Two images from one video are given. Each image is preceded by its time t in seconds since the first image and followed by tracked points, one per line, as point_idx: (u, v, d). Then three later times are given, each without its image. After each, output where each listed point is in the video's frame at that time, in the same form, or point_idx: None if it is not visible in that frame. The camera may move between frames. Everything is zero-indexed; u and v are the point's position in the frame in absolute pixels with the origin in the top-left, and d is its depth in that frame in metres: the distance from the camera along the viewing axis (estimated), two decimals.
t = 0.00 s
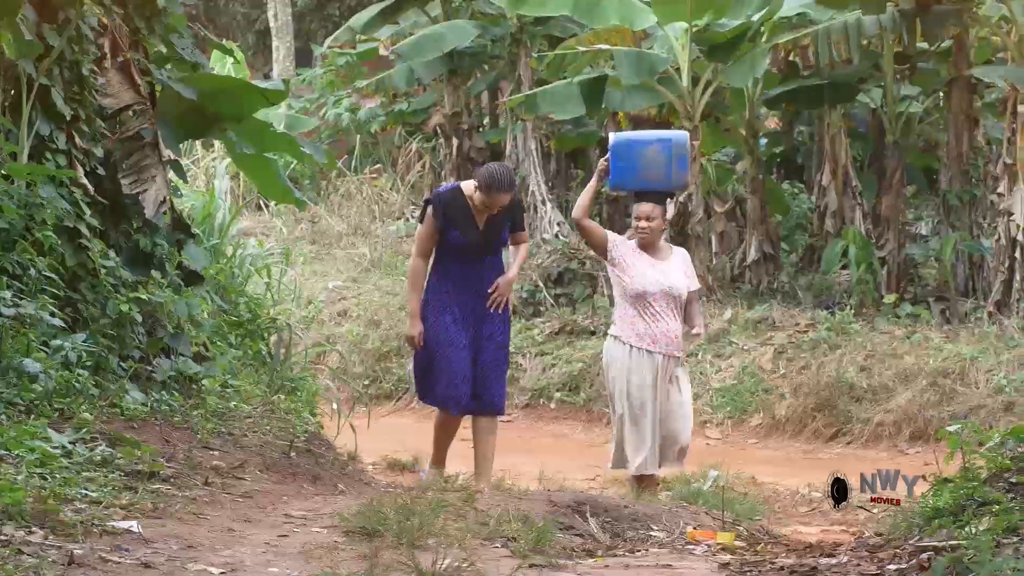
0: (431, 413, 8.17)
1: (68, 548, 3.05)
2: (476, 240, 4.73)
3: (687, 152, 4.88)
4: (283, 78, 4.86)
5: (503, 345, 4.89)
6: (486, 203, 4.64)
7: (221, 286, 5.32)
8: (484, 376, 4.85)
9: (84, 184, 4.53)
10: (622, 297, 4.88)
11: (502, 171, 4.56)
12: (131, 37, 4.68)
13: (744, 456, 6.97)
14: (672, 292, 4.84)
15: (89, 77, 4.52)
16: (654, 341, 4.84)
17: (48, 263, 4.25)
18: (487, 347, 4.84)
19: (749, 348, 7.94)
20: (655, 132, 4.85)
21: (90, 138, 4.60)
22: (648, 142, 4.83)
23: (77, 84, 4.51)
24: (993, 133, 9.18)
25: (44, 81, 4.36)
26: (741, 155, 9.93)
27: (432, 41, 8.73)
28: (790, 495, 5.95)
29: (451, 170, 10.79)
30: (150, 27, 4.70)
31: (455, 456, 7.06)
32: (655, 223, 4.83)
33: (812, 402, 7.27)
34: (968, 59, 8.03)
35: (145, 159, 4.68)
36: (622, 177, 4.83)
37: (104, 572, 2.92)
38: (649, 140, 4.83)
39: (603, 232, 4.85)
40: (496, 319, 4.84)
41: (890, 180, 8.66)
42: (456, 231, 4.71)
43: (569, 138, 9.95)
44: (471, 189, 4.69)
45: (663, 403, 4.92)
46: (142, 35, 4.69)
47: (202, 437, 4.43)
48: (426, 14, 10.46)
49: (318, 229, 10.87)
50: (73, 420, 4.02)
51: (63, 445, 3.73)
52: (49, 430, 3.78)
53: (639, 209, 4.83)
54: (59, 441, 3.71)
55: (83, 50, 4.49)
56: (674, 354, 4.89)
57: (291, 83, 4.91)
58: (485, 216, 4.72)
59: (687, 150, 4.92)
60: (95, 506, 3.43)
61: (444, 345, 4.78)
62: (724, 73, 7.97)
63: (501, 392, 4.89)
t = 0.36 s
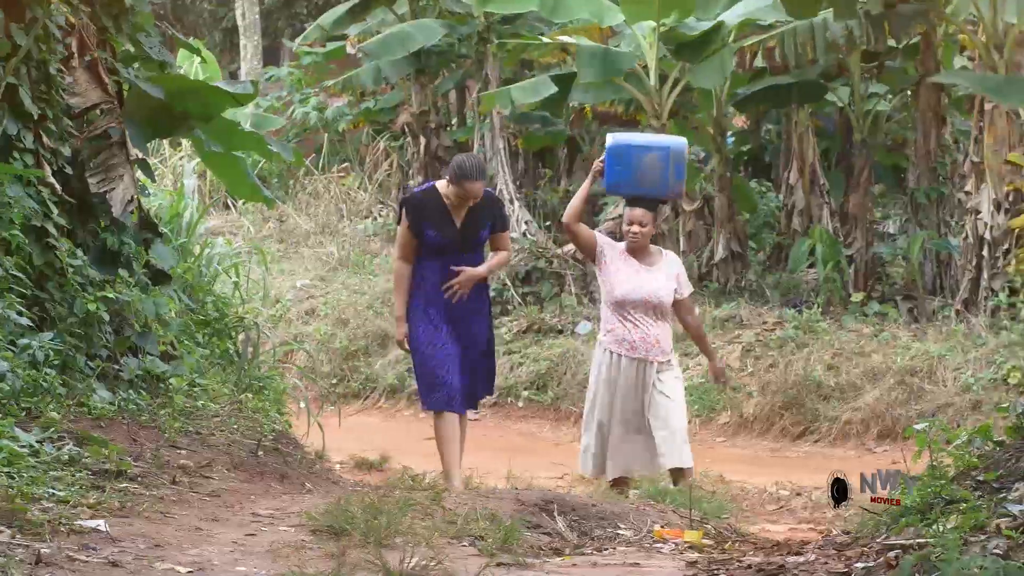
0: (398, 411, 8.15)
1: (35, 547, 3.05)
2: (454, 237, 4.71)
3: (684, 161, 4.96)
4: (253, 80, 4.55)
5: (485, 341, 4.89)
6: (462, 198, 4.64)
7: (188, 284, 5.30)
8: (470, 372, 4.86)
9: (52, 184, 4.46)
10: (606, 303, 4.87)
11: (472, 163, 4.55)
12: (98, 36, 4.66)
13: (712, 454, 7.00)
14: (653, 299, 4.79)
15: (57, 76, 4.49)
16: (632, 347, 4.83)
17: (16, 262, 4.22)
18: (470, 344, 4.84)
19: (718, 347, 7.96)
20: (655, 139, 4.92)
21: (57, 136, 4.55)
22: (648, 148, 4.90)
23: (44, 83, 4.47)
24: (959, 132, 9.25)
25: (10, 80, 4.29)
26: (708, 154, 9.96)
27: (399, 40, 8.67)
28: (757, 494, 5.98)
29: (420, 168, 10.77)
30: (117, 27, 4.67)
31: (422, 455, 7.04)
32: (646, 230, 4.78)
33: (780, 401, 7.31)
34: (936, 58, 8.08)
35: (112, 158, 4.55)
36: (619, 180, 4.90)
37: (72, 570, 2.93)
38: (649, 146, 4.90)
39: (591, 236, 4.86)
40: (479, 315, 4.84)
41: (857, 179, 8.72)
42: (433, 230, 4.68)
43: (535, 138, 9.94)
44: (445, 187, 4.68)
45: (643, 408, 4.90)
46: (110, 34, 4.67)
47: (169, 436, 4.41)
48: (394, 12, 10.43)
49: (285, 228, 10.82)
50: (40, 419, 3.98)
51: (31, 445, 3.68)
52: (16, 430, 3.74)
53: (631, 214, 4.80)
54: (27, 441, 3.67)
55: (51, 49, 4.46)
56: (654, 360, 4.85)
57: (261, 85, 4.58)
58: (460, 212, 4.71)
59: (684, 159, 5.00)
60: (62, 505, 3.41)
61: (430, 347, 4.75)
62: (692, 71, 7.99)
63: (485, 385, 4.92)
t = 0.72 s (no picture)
0: (367, 405, 8.12)
1: (3, 541, 3.06)
2: (421, 219, 4.68)
3: (685, 149, 4.95)
4: (220, 72, 4.72)
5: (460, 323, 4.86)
6: (424, 180, 4.62)
7: (157, 278, 5.24)
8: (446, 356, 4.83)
9: (21, 178, 4.35)
10: (614, 299, 4.83)
11: (430, 141, 4.56)
12: (66, 29, 4.54)
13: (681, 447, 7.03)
14: (663, 293, 4.78)
15: (24, 70, 4.29)
16: (642, 344, 4.81)
17: None
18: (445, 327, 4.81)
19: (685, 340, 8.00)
20: (656, 129, 4.86)
21: (24, 130, 4.41)
22: (652, 138, 4.84)
23: (12, 77, 4.27)
24: (927, 126, 9.31)
25: None
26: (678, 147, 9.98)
27: (366, 34, 8.60)
28: (726, 487, 6.01)
29: (389, 161, 10.73)
30: (85, 21, 4.58)
31: (391, 448, 7.03)
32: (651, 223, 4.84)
33: (748, 394, 7.35)
34: (904, 52, 8.08)
35: (81, 151, 4.57)
36: (626, 175, 4.81)
37: (40, 564, 2.94)
38: (652, 136, 4.84)
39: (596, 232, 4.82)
40: (452, 297, 4.81)
41: (826, 172, 8.75)
42: (399, 214, 4.67)
43: (505, 129, 9.86)
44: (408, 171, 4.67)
45: (652, 405, 4.89)
46: (78, 29, 4.56)
47: (138, 430, 4.39)
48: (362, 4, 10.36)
49: (253, 222, 10.75)
50: (8, 411, 3.98)
51: None
52: None
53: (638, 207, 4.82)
54: None
55: (19, 42, 4.24)
56: (664, 357, 4.84)
57: (228, 77, 4.75)
58: (425, 193, 4.69)
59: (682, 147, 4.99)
60: (31, 499, 3.43)
61: (405, 333, 4.71)
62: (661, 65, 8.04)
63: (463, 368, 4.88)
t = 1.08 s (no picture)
0: (338, 396, 8.10)
1: None
2: (384, 209, 4.64)
3: (673, 141, 4.99)
4: (192, 62, 4.63)
5: (430, 318, 4.74)
6: (389, 168, 4.58)
7: (128, 269, 5.12)
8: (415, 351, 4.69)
9: None
10: (598, 295, 4.91)
11: (393, 127, 4.52)
12: (37, 22, 4.51)
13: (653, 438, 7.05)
14: (647, 291, 4.84)
15: None
16: (625, 340, 4.89)
17: None
18: (414, 320, 4.69)
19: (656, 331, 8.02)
20: (642, 120, 4.91)
21: None
22: (637, 130, 4.89)
23: None
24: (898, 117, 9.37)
25: None
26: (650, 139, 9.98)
27: (340, 24, 8.50)
28: (698, 478, 6.05)
29: (360, 152, 10.69)
30: (55, 11, 4.56)
31: (362, 440, 7.01)
32: (638, 216, 4.85)
33: (720, 386, 7.38)
34: (875, 44, 8.08)
35: (52, 143, 4.52)
36: (611, 166, 4.87)
37: (11, 555, 2.93)
38: (638, 128, 4.89)
39: (581, 227, 4.91)
40: (421, 290, 4.71)
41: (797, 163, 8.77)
42: (363, 203, 4.64)
43: (476, 123, 9.83)
44: (375, 160, 4.65)
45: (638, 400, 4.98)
46: (49, 20, 4.53)
47: (109, 421, 4.41)
48: None
49: (225, 213, 10.68)
50: None
51: None
52: None
53: (624, 201, 4.84)
54: None
55: None
56: (647, 352, 4.93)
57: (200, 67, 4.67)
58: (391, 182, 4.65)
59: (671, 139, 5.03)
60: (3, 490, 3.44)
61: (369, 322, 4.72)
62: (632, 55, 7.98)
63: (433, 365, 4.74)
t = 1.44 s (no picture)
0: (316, 393, 8.07)
1: None
2: (366, 210, 4.61)
3: (654, 130, 5.07)
4: (169, 61, 4.61)
5: (403, 325, 4.72)
6: (375, 169, 4.56)
7: (105, 266, 5.10)
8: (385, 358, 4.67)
9: None
10: (575, 283, 4.87)
11: (382, 127, 4.51)
12: (15, 18, 4.45)
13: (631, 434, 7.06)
14: (626, 277, 4.81)
15: None
16: (606, 329, 4.85)
17: None
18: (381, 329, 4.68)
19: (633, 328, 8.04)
20: (626, 107, 4.97)
21: None
22: (621, 116, 4.94)
23: None
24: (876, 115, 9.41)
25: None
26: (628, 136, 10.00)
27: (318, 21, 8.45)
28: (676, 475, 6.06)
29: (338, 149, 10.67)
30: (32, 8, 4.50)
31: (340, 437, 6.99)
32: (616, 204, 4.83)
33: (699, 383, 7.40)
34: (853, 39, 8.10)
35: (29, 140, 4.31)
36: (593, 150, 4.90)
37: None
38: (622, 113, 4.94)
39: (559, 214, 4.86)
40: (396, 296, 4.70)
41: (775, 160, 8.81)
42: (344, 203, 4.61)
43: (454, 120, 9.77)
44: (361, 160, 4.62)
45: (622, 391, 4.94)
46: (26, 16, 4.47)
47: (87, 418, 4.42)
48: None
49: (202, 210, 10.63)
50: None
51: None
52: None
53: (602, 186, 4.83)
54: None
55: None
56: (630, 342, 4.89)
57: (176, 66, 4.64)
58: (374, 182, 4.63)
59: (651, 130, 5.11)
60: None
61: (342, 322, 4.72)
62: (611, 52, 7.97)
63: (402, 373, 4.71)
